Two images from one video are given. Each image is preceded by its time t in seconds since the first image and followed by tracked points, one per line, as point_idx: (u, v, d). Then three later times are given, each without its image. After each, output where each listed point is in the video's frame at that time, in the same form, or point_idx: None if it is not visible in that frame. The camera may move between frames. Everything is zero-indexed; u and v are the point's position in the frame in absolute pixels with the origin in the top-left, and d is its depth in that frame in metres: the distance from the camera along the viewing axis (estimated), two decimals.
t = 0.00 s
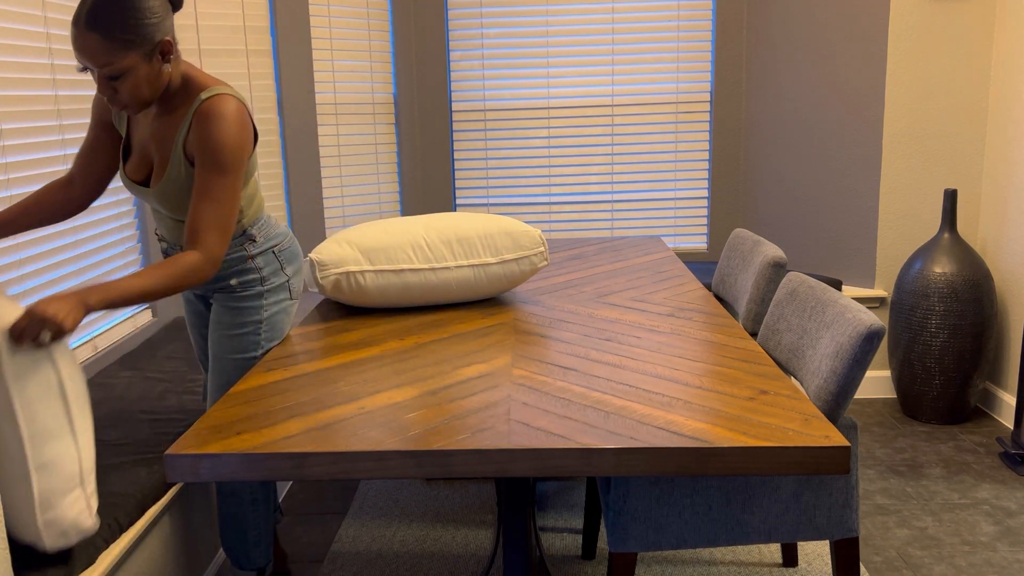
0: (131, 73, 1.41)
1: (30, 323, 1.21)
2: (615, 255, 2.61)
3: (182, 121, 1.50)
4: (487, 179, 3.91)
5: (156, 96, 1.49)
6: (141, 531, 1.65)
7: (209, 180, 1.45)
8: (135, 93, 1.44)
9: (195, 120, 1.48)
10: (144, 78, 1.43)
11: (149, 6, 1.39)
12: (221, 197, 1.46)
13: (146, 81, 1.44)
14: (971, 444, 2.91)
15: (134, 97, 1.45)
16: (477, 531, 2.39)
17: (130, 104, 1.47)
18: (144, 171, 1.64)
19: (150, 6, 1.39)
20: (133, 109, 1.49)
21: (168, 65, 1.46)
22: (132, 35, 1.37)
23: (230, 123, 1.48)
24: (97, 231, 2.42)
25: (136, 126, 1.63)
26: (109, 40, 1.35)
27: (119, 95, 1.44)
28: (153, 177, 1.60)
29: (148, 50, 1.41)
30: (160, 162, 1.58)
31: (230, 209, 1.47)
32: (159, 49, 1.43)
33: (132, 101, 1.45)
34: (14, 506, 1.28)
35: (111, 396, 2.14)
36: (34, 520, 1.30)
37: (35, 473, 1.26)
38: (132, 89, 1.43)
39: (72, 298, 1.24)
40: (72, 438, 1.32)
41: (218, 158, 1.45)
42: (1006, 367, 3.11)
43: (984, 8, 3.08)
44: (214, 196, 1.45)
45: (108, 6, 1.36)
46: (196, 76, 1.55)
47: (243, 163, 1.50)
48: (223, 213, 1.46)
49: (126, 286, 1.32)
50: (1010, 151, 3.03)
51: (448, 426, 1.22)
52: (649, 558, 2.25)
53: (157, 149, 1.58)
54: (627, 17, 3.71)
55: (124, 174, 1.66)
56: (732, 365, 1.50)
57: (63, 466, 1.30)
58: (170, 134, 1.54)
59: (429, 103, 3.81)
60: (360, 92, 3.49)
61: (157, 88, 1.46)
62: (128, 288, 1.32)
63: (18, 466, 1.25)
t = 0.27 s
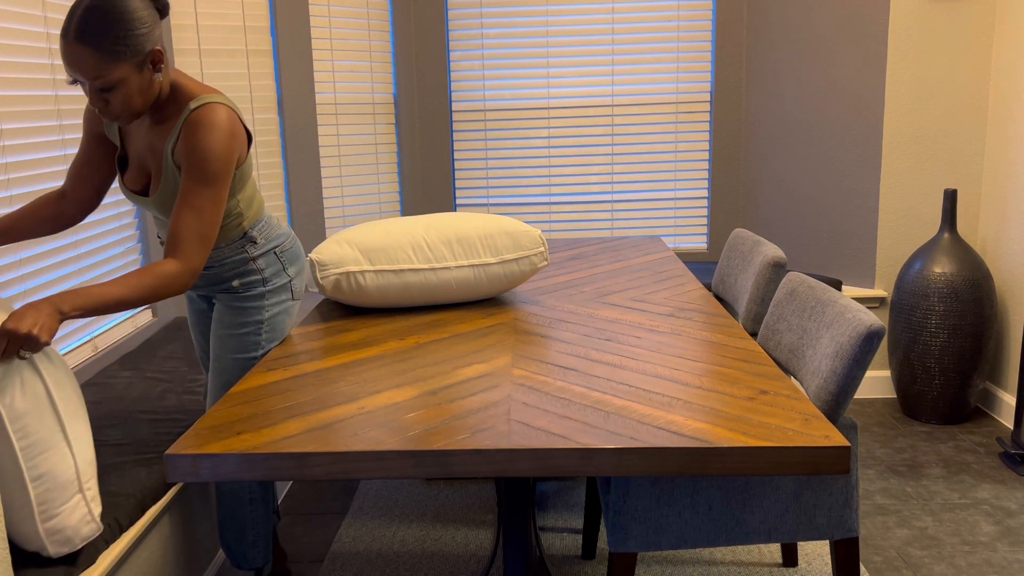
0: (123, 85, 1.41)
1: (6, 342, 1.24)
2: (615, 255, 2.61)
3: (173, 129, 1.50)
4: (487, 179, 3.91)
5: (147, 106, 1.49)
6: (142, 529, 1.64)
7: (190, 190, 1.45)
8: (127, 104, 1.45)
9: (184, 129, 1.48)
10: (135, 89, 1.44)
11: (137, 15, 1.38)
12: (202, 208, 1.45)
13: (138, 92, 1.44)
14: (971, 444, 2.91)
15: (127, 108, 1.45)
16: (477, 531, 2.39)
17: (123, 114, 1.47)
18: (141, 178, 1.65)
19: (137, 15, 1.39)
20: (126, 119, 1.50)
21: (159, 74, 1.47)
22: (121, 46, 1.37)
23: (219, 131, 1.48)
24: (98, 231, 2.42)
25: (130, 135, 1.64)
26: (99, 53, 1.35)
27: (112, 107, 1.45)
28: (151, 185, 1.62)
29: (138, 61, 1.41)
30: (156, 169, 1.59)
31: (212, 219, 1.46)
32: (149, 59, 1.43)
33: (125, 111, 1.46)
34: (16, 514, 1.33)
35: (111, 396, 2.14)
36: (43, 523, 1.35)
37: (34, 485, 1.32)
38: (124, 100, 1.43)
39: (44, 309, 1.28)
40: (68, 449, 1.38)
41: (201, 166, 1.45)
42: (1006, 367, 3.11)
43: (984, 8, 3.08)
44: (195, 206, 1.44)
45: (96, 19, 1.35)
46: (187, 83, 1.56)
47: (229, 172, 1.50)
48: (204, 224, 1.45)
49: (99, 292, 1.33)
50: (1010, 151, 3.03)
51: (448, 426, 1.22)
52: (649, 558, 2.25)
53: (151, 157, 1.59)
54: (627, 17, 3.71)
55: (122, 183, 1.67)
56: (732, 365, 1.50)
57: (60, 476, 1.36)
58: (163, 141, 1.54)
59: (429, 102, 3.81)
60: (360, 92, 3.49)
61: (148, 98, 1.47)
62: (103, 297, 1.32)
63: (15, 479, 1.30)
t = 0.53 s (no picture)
0: (124, 86, 1.41)
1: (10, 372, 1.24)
2: (615, 255, 2.61)
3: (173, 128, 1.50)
4: (487, 179, 3.91)
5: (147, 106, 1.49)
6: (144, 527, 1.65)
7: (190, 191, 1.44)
8: (129, 105, 1.45)
9: (184, 128, 1.48)
10: (137, 90, 1.44)
11: (134, 16, 1.38)
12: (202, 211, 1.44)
13: (140, 92, 1.44)
14: (971, 444, 2.91)
15: (129, 110, 1.46)
16: (477, 531, 2.39)
17: (125, 116, 1.47)
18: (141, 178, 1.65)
19: (135, 15, 1.38)
20: (128, 121, 1.50)
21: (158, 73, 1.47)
22: (121, 47, 1.37)
23: (218, 132, 1.48)
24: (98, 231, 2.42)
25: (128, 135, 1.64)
26: (99, 56, 1.35)
27: (114, 109, 1.45)
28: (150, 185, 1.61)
29: (138, 62, 1.41)
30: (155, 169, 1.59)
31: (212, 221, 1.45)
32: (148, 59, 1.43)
33: (126, 113, 1.46)
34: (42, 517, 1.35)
35: (111, 396, 2.14)
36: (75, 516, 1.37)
37: (51, 490, 1.33)
38: (127, 102, 1.44)
39: (51, 337, 1.26)
40: (77, 450, 1.38)
41: (201, 167, 1.45)
42: (1006, 367, 3.11)
43: (984, 8, 3.08)
44: (195, 209, 1.44)
45: (93, 20, 1.35)
46: (185, 82, 1.56)
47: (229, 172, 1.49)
48: (205, 227, 1.44)
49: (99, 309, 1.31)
50: (1010, 151, 3.03)
51: (448, 426, 1.22)
52: (649, 558, 2.25)
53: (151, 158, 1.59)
54: (627, 17, 3.71)
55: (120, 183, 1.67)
56: (732, 365, 1.50)
57: (75, 475, 1.36)
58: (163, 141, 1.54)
59: (430, 103, 3.81)
60: (360, 92, 3.49)
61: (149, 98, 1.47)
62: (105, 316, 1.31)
63: (31, 488, 1.31)
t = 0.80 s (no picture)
0: (121, 93, 1.42)
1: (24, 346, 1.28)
2: (615, 255, 2.61)
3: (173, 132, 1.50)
4: (487, 179, 3.91)
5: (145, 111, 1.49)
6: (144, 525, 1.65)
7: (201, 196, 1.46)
8: (126, 111, 1.45)
9: (184, 132, 1.48)
10: (133, 96, 1.44)
11: (130, 23, 1.38)
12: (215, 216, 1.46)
13: (136, 99, 1.45)
14: (971, 444, 2.92)
15: (126, 116, 1.46)
16: (477, 531, 2.39)
17: (123, 121, 1.48)
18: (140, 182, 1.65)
19: (131, 23, 1.39)
20: (125, 125, 1.50)
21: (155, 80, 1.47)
22: (117, 55, 1.37)
23: (220, 138, 1.48)
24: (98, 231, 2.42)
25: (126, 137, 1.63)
26: (95, 64, 1.35)
27: (111, 115, 1.45)
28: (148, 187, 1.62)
29: (135, 68, 1.41)
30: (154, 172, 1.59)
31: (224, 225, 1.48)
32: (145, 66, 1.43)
33: (123, 119, 1.46)
34: (32, 508, 1.34)
35: (111, 396, 2.14)
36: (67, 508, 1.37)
37: (47, 480, 1.33)
38: (124, 108, 1.44)
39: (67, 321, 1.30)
40: (77, 443, 1.39)
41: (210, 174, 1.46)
42: (1006, 367, 3.11)
43: (984, 8, 3.09)
44: (207, 213, 1.46)
45: (89, 29, 1.35)
46: (183, 85, 1.55)
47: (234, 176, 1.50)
48: (218, 231, 1.47)
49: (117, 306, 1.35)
50: (1010, 151, 3.03)
51: (448, 426, 1.22)
52: (649, 558, 2.25)
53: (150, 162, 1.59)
54: (627, 17, 3.71)
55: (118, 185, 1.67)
56: (732, 365, 1.50)
57: (73, 469, 1.36)
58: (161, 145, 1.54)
59: (430, 103, 3.81)
60: (360, 92, 3.49)
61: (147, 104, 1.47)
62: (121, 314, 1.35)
63: (28, 476, 1.31)
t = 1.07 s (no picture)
0: (116, 90, 1.42)
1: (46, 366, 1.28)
2: (615, 255, 2.61)
3: (173, 131, 1.51)
4: (487, 179, 3.91)
5: (142, 108, 1.49)
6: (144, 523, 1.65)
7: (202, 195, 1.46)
8: (121, 107, 1.45)
9: (185, 131, 1.48)
10: (128, 94, 1.44)
11: (130, 22, 1.38)
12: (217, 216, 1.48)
13: (132, 97, 1.45)
14: (971, 444, 2.92)
15: (120, 111, 1.46)
16: (477, 531, 2.39)
17: (119, 116, 1.48)
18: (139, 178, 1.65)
19: (132, 23, 1.39)
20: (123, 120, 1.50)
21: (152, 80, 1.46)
22: (114, 53, 1.37)
23: (218, 139, 1.48)
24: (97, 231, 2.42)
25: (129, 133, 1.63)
26: (90, 60, 1.36)
27: (105, 109, 1.45)
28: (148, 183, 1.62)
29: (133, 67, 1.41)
30: (154, 169, 1.59)
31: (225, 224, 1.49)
32: (144, 66, 1.43)
33: (118, 114, 1.47)
34: (22, 519, 1.33)
35: (111, 396, 2.14)
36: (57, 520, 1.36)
37: (40, 492, 1.32)
38: (118, 104, 1.44)
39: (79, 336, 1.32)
40: (74, 456, 1.37)
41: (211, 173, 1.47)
42: (1006, 367, 3.11)
43: (984, 8, 3.09)
44: (207, 211, 1.47)
45: (89, 24, 1.35)
46: (185, 84, 1.55)
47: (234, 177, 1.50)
48: (217, 230, 1.48)
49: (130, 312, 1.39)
50: (1010, 152, 3.03)
51: (448, 426, 1.22)
52: (649, 558, 2.25)
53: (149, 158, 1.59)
54: (627, 17, 3.71)
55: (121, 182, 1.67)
56: (732, 365, 1.50)
57: (67, 481, 1.35)
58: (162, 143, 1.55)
59: (430, 102, 3.81)
60: (360, 92, 3.49)
61: (143, 102, 1.47)
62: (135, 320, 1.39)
63: (22, 487, 1.30)
